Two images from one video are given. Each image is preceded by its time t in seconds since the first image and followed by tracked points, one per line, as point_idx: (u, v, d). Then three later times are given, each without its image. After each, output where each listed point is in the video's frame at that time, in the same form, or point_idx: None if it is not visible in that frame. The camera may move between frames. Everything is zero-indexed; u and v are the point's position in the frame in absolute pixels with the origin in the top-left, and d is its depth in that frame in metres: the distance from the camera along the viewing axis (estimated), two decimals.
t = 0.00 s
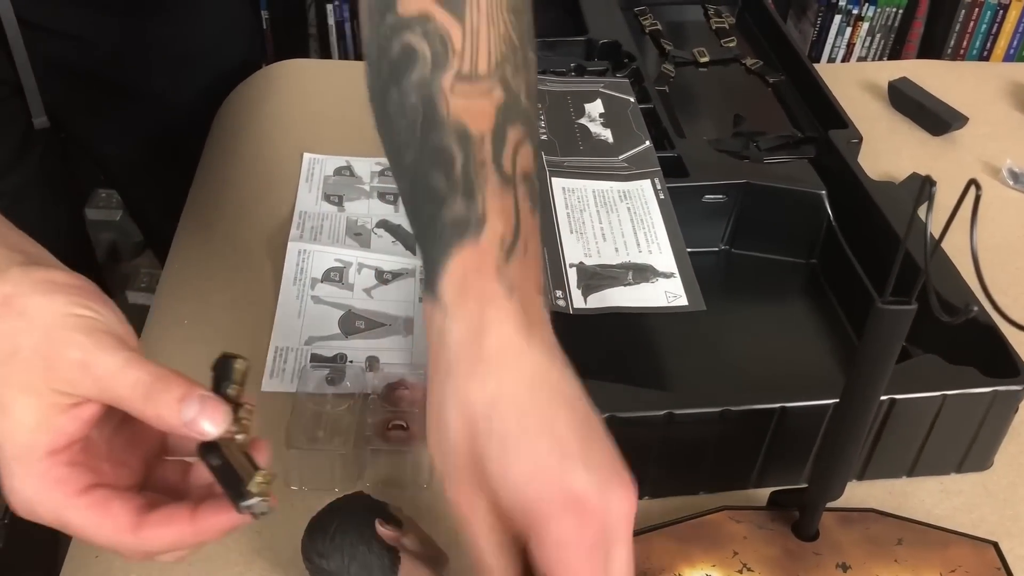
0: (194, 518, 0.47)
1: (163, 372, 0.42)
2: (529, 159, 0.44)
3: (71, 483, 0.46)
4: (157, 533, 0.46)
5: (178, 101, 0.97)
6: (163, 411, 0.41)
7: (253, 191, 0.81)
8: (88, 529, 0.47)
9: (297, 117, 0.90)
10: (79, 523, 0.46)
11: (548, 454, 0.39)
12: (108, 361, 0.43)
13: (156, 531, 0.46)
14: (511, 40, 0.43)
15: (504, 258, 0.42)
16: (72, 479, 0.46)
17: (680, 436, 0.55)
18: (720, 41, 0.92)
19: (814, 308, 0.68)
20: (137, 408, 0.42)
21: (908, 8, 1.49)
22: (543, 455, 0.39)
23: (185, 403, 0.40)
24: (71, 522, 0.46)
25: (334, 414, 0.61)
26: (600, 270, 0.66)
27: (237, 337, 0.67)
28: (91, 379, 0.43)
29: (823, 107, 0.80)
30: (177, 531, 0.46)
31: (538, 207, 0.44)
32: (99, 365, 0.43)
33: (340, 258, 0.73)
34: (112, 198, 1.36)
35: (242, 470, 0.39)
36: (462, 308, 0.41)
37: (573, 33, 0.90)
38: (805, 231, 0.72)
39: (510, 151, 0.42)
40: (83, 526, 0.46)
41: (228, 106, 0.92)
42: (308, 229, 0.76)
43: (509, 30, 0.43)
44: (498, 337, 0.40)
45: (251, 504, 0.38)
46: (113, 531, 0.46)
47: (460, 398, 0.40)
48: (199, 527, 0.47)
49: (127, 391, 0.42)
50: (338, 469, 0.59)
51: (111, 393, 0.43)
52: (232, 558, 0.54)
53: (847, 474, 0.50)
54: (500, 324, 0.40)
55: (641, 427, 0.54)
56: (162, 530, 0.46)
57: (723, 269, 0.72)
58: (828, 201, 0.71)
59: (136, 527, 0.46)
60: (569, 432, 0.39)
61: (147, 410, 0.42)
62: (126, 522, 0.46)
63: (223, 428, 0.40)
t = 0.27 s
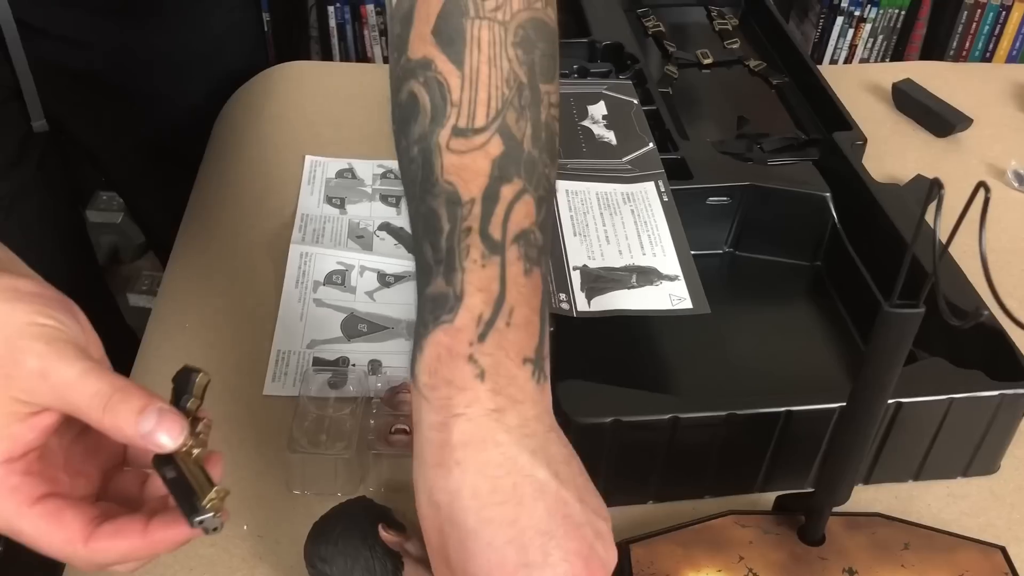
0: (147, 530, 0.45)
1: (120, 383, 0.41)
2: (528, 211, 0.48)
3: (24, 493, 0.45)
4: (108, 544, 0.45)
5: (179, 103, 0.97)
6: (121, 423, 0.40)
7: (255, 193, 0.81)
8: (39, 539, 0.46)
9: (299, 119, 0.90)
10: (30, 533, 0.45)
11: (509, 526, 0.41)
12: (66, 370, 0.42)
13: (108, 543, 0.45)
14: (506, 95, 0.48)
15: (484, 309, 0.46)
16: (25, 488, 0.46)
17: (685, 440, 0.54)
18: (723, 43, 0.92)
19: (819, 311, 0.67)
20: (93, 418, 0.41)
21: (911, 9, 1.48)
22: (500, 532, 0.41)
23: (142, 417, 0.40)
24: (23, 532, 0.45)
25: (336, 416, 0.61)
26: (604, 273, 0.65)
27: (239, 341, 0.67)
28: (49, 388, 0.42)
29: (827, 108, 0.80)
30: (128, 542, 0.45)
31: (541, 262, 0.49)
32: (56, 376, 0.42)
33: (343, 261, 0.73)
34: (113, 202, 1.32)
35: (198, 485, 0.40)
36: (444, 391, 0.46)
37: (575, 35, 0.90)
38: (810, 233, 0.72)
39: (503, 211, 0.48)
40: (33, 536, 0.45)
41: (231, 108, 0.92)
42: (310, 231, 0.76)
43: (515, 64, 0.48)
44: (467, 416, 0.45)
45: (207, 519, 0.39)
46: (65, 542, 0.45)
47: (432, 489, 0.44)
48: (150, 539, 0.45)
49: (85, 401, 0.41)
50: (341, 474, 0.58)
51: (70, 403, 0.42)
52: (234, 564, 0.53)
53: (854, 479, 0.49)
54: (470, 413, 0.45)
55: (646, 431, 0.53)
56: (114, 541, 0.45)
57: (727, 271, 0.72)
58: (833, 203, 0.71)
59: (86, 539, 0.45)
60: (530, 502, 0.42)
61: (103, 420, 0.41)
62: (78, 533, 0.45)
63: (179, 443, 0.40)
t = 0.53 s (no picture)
0: (137, 548, 0.45)
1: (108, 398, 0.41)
2: (550, 196, 0.45)
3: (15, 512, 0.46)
4: (98, 560, 0.46)
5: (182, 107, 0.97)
6: (107, 437, 0.40)
7: (259, 196, 0.81)
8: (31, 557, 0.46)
9: (303, 122, 0.90)
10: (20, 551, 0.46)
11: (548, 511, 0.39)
12: (54, 386, 0.42)
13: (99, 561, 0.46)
14: (523, 82, 0.44)
15: (508, 300, 0.43)
16: (16, 505, 0.47)
17: (689, 444, 0.54)
18: (726, 45, 0.92)
19: (823, 313, 0.67)
20: (81, 433, 0.41)
21: (914, 10, 1.48)
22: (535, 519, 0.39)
23: (131, 429, 0.39)
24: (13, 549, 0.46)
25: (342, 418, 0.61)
26: (608, 276, 0.66)
27: (242, 343, 0.67)
28: (36, 403, 0.42)
29: (830, 111, 0.80)
30: (117, 560, 0.45)
31: (561, 247, 0.45)
32: (43, 391, 0.42)
33: (346, 264, 0.73)
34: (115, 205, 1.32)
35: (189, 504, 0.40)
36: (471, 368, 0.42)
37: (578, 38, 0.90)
38: (813, 235, 0.71)
39: (525, 195, 0.44)
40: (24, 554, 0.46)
41: (235, 110, 0.92)
42: (313, 234, 0.76)
43: (531, 55, 0.44)
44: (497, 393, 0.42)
45: (196, 536, 0.39)
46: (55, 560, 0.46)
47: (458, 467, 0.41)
48: (140, 557, 0.45)
49: (72, 416, 0.41)
50: (345, 477, 0.58)
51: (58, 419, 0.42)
52: (237, 568, 0.53)
53: (859, 483, 0.49)
54: (502, 391, 0.42)
55: (650, 434, 0.53)
56: (103, 558, 0.46)
57: (730, 273, 0.72)
58: (837, 205, 0.71)
59: (76, 556, 0.46)
60: (566, 489, 0.40)
61: (90, 435, 0.41)
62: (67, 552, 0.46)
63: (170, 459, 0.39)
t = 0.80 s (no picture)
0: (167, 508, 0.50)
1: (87, 380, 0.45)
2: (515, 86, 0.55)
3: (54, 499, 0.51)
4: (131, 528, 0.50)
5: (185, 109, 0.97)
6: (95, 416, 0.44)
7: (261, 196, 0.81)
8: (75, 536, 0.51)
9: (304, 122, 0.90)
10: (66, 531, 0.51)
11: (550, 319, 0.46)
12: (39, 378, 0.45)
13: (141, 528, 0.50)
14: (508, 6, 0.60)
15: (513, 159, 0.50)
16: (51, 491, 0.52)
17: (689, 445, 0.54)
18: (728, 46, 0.92)
19: (824, 314, 0.67)
20: (73, 416, 0.45)
21: (916, 11, 1.48)
22: (539, 323, 0.46)
23: (114, 411, 0.44)
24: (59, 532, 0.51)
25: (343, 422, 0.61)
26: (608, 277, 0.65)
27: (243, 344, 0.67)
28: (25, 396, 0.46)
29: (832, 111, 0.80)
30: (150, 524, 0.50)
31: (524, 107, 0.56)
32: (32, 383, 0.45)
33: (347, 265, 0.73)
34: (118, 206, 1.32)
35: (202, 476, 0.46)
36: (482, 191, 0.48)
37: (579, 39, 0.90)
38: (814, 236, 0.71)
39: (510, 72, 0.56)
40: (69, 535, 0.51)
41: (237, 111, 0.92)
42: (314, 235, 0.76)
43: None
44: (510, 215, 0.47)
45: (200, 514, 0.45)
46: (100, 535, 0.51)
47: (475, 256, 0.46)
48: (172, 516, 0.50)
49: (62, 403, 0.45)
50: (345, 478, 0.58)
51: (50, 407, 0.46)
52: (238, 568, 0.53)
53: (859, 483, 0.49)
54: (461, 236, 0.46)
55: (650, 435, 0.53)
56: (139, 524, 0.50)
57: (731, 275, 0.72)
58: (837, 206, 0.71)
59: (112, 525, 0.51)
60: (557, 312, 0.47)
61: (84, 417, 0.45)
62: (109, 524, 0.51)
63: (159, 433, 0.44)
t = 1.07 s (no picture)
0: (213, 462, 0.44)
1: (148, 336, 0.41)
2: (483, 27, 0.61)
3: (75, 457, 0.44)
4: (178, 480, 0.45)
5: (187, 110, 0.98)
6: (143, 371, 0.40)
7: (263, 196, 0.81)
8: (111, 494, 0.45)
9: (305, 123, 0.90)
10: (96, 486, 0.44)
11: (489, 202, 0.49)
12: (95, 330, 0.41)
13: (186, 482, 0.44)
14: None
15: (471, 81, 0.56)
16: (81, 445, 0.45)
17: (689, 443, 0.54)
18: (728, 46, 0.92)
19: (824, 313, 0.68)
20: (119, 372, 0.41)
21: (918, 11, 1.48)
22: (478, 203, 0.49)
23: (166, 362, 0.39)
24: (87, 486, 0.44)
25: (342, 421, 0.61)
26: (608, 276, 0.64)
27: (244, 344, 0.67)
28: (71, 350, 0.42)
29: (832, 111, 0.80)
30: (201, 475, 0.44)
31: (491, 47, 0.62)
32: (84, 334, 0.41)
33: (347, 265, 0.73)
34: (120, 207, 1.31)
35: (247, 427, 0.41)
36: (441, 97, 0.54)
37: (580, 39, 0.90)
38: (814, 235, 0.72)
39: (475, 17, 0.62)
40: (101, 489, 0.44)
41: (238, 111, 0.92)
42: (315, 235, 0.76)
43: None
44: (466, 122, 0.53)
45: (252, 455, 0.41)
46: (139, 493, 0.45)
47: (427, 145, 0.51)
48: (217, 474, 0.45)
49: (111, 358, 0.41)
50: (345, 476, 0.58)
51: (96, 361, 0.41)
52: (238, 567, 0.54)
53: (858, 482, 0.49)
54: (416, 130, 0.52)
55: (649, 433, 0.53)
56: (182, 477, 0.45)
57: (731, 274, 0.72)
58: (837, 206, 0.71)
59: (156, 477, 0.45)
60: (499, 205, 0.50)
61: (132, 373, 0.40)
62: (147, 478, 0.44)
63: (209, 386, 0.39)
